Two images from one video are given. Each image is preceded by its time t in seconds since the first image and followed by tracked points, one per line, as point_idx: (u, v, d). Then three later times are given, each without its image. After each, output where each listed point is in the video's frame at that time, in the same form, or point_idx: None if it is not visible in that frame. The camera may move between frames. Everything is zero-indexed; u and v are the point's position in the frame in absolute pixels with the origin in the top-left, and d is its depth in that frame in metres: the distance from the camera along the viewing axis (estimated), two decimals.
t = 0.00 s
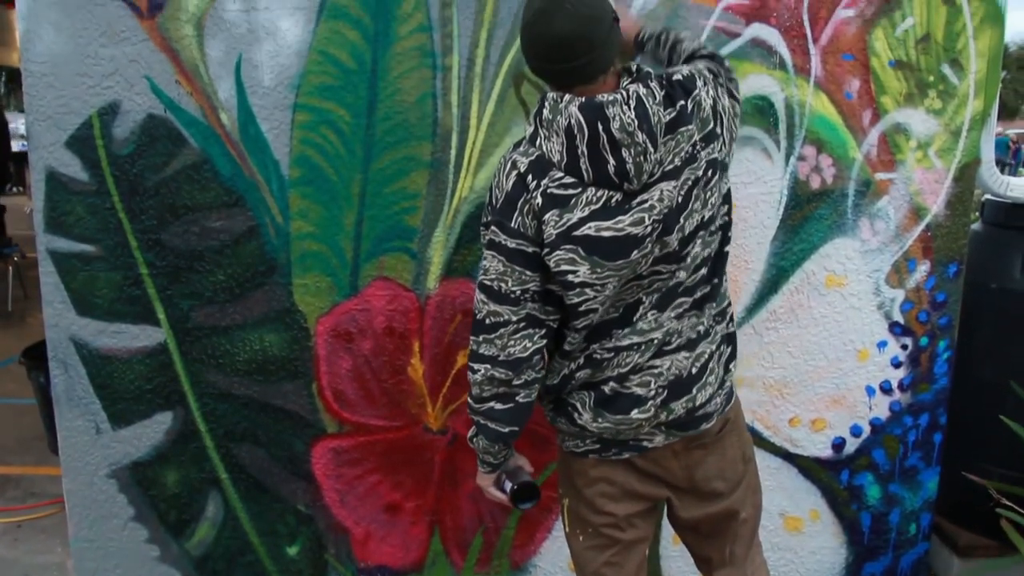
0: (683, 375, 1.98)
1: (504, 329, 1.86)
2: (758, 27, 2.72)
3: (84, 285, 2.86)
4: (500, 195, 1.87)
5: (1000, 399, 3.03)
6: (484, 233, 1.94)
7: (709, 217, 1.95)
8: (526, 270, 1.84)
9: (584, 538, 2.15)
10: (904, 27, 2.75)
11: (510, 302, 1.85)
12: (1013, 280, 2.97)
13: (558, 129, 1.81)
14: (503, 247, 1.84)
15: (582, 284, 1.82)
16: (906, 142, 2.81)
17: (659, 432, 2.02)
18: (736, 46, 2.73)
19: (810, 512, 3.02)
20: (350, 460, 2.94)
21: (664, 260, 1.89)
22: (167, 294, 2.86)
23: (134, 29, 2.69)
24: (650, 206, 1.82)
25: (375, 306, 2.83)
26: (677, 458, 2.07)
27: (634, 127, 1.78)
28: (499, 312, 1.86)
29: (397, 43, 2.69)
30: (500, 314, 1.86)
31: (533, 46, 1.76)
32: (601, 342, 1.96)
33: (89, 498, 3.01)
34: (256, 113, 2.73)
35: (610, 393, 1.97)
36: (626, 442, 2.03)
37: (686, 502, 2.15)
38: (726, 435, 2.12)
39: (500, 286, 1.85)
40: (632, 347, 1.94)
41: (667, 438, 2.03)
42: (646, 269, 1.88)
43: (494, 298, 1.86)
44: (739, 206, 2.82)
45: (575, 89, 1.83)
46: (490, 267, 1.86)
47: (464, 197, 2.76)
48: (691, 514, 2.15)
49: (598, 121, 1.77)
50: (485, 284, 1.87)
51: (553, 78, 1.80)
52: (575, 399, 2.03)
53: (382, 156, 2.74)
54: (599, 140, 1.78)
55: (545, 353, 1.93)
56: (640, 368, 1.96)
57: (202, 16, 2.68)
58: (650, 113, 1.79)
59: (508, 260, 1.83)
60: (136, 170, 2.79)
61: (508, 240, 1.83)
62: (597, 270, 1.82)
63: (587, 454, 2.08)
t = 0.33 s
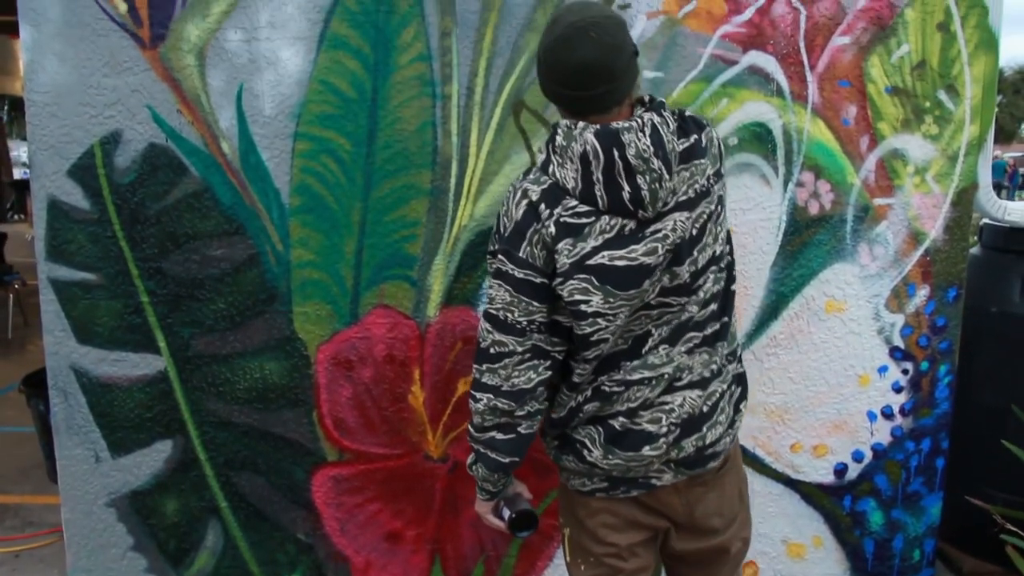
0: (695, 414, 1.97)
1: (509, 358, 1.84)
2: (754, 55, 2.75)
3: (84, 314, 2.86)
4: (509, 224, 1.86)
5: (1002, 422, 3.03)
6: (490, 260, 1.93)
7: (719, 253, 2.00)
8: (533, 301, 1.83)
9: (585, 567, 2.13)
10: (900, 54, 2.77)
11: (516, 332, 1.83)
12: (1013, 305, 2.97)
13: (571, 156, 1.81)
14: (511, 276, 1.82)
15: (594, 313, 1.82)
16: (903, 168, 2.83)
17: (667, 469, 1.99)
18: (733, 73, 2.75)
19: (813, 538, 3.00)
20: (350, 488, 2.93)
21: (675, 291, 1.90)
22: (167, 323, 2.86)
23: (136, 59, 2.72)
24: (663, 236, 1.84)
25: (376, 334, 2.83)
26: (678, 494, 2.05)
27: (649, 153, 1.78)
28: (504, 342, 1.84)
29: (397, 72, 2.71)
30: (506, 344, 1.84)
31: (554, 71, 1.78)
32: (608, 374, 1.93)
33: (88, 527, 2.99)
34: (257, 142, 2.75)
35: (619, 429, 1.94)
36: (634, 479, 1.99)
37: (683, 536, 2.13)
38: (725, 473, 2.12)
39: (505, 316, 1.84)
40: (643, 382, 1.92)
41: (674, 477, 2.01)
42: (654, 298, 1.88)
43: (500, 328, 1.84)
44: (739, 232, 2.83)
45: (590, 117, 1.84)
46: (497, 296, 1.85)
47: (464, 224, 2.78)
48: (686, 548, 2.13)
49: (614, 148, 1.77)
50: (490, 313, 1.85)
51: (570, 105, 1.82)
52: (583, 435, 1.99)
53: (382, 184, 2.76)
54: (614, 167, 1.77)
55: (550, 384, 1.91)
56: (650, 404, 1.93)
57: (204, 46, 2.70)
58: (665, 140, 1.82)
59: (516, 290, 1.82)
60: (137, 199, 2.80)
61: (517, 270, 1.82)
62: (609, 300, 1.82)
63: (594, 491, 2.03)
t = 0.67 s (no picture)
0: (713, 458, 1.85)
1: (545, 380, 1.70)
2: (752, 79, 2.76)
3: (85, 339, 2.86)
4: (545, 241, 1.73)
5: (1005, 444, 3.02)
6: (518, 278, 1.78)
7: (751, 295, 1.89)
8: (570, 320, 1.69)
9: None
10: (897, 78, 2.79)
11: (552, 352, 1.69)
12: (1013, 325, 2.98)
13: (615, 177, 1.70)
14: (548, 294, 1.69)
15: (618, 341, 1.69)
16: (902, 191, 2.84)
17: (680, 511, 1.86)
18: (731, 98, 2.76)
19: (816, 562, 2.99)
20: (350, 513, 2.92)
21: (699, 329, 1.80)
22: (167, 348, 2.86)
23: (139, 86, 2.74)
24: (694, 270, 1.73)
25: (376, 359, 2.83)
26: (680, 530, 1.90)
27: (695, 186, 1.69)
28: (541, 362, 1.69)
29: (397, 98, 2.73)
30: (541, 365, 1.69)
31: (603, 86, 1.68)
32: (626, 411, 1.81)
33: (86, 553, 2.97)
34: (257, 168, 2.76)
35: (636, 470, 1.81)
36: (647, 521, 1.86)
37: None
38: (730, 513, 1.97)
39: (542, 336, 1.69)
40: (663, 424, 1.80)
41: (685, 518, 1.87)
42: (678, 336, 1.77)
43: (536, 348, 1.69)
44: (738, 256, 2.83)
45: (633, 138, 1.75)
46: (531, 315, 1.70)
47: (464, 249, 2.79)
48: None
49: (659, 175, 1.67)
50: (525, 332, 1.70)
51: (616, 122, 1.72)
52: (595, 473, 1.85)
53: (382, 210, 2.77)
54: (657, 195, 1.67)
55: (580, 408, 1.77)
56: (667, 445, 1.81)
57: (205, 72, 2.72)
58: (711, 173, 1.74)
59: (553, 309, 1.68)
60: (138, 224, 2.81)
61: (554, 287, 1.69)
62: (634, 329, 1.69)
63: (603, 528, 1.89)
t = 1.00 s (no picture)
0: (736, 478, 1.79)
1: (567, 414, 1.63)
2: (750, 100, 2.78)
3: (85, 361, 2.86)
4: (562, 268, 1.66)
5: (1007, 464, 2.97)
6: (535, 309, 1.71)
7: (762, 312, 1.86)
8: (592, 349, 1.63)
9: None
10: (894, 97, 2.80)
11: (574, 385, 1.62)
12: (1013, 344, 2.95)
13: (632, 202, 1.64)
14: (568, 324, 1.62)
15: (645, 368, 1.63)
16: (900, 210, 2.85)
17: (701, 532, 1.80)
18: (730, 118, 2.77)
19: None
20: (350, 535, 2.90)
21: (721, 350, 1.75)
22: (168, 369, 2.85)
23: (140, 108, 2.75)
24: (715, 291, 1.70)
25: (376, 380, 2.83)
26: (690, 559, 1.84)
27: (713, 206, 1.66)
28: (562, 395, 1.63)
29: (397, 120, 2.74)
30: (564, 399, 1.63)
31: (612, 113, 1.63)
32: (648, 436, 1.74)
33: None
34: (257, 190, 2.77)
35: (658, 494, 1.75)
36: (668, 540, 1.81)
37: None
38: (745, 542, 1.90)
39: (562, 367, 1.63)
40: (686, 446, 1.75)
41: (708, 541, 1.81)
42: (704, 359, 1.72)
43: (555, 380, 1.63)
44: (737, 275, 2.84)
45: (642, 162, 1.70)
46: (550, 347, 1.63)
47: (464, 270, 2.80)
48: None
49: (678, 197, 1.63)
50: (544, 365, 1.64)
51: (624, 149, 1.67)
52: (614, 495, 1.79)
53: (383, 231, 2.78)
54: (677, 217, 1.63)
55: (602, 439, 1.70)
56: (689, 468, 1.76)
57: (205, 94, 2.74)
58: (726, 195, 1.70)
59: (574, 339, 1.62)
60: (139, 246, 2.81)
61: (574, 317, 1.62)
62: (662, 354, 1.64)
63: (621, 544, 1.85)
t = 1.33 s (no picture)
0: (676, 485, 1.65)
1: (505, 445, 1.53)
2: (749, 118, 2.79)
3: (85, 380, 2.86)
4: (491, 302, 1.57)
5: (1011, 482, 2.94)
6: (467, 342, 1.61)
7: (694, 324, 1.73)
8: (527, 378, 1.52)
9: None
10: (892, 116, 2.81)
11: (510, 415, 1.52)
12: (1015, 360, 2.93)
13: (553, 233, 1.55)
14: (502, 356, 1.52)
15: (580, 393, 1.53)
16: (900, 227, 2.85)
17: (645, 543, 1.66)
18: (730, 137, 2.79)
19: None
20: (350, 555, 2.88)
21: (655, 365, 1.62)
22: (168, 389, 2.85)
23: (141, 128, 2.76)
24: (645, 310, 1.59)
25: (376, 400, 2.83)
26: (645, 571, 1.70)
27: (634, 231, 1.57)
28: (501, 426, 1.52)
29: (397, 139, 2.76)
30: (502, 429, 1.52)
31: (522, 142, 1.54)
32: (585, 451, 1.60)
33: None
34: (257, 210, 2.78)
35: (600, 508, 1.61)
36: (613, 555, 1.66)
37: None
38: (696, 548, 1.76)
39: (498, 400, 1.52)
40: (624, 459, 1.60)
41: (652, 551, 1.67)
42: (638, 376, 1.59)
43: (495, 413, 1.53)
44: (739, 294, 2.84)
45: (560, 190, 1.60)
46: (485, 380, 1.53)
47: (464, 289, 2.79)
48: None
49: (598, 225, 1.54)
50: (479, 399, 1.53)
51: (539, 180, 1.58)
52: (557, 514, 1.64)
53: (384, 251, 2.78)
54: (598, 245, 1.54)
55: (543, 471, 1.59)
56: (628, 480, 1.61)
57: (206, 115, 2.75)
58: (648, 215, 1.60)
59: (510, 371, 1.51)
60: (140, 265, 2.82)
61: (506, 348, 1.52)
62: (595, 378, 1.54)
63: (567, 565, 1.69)
